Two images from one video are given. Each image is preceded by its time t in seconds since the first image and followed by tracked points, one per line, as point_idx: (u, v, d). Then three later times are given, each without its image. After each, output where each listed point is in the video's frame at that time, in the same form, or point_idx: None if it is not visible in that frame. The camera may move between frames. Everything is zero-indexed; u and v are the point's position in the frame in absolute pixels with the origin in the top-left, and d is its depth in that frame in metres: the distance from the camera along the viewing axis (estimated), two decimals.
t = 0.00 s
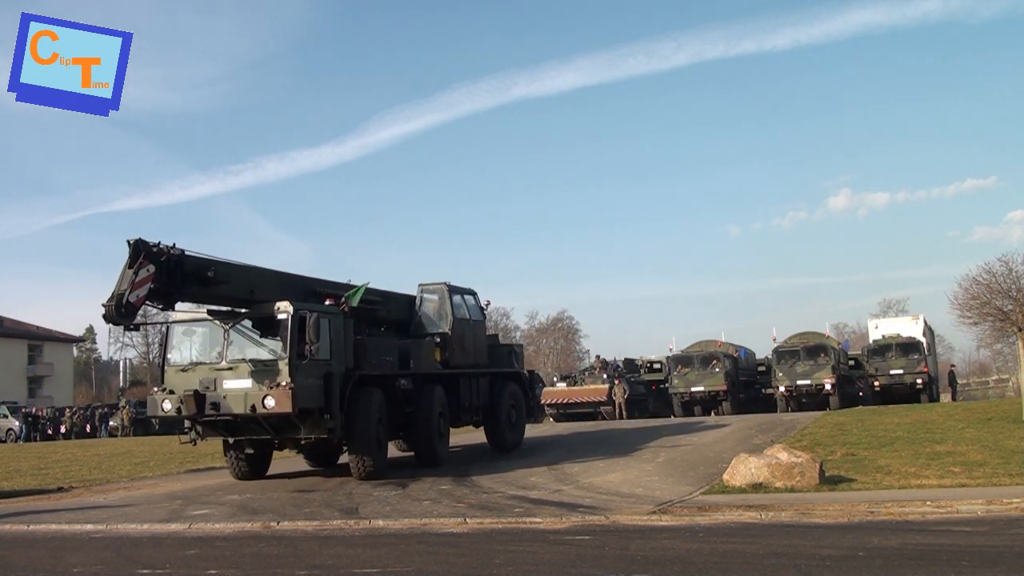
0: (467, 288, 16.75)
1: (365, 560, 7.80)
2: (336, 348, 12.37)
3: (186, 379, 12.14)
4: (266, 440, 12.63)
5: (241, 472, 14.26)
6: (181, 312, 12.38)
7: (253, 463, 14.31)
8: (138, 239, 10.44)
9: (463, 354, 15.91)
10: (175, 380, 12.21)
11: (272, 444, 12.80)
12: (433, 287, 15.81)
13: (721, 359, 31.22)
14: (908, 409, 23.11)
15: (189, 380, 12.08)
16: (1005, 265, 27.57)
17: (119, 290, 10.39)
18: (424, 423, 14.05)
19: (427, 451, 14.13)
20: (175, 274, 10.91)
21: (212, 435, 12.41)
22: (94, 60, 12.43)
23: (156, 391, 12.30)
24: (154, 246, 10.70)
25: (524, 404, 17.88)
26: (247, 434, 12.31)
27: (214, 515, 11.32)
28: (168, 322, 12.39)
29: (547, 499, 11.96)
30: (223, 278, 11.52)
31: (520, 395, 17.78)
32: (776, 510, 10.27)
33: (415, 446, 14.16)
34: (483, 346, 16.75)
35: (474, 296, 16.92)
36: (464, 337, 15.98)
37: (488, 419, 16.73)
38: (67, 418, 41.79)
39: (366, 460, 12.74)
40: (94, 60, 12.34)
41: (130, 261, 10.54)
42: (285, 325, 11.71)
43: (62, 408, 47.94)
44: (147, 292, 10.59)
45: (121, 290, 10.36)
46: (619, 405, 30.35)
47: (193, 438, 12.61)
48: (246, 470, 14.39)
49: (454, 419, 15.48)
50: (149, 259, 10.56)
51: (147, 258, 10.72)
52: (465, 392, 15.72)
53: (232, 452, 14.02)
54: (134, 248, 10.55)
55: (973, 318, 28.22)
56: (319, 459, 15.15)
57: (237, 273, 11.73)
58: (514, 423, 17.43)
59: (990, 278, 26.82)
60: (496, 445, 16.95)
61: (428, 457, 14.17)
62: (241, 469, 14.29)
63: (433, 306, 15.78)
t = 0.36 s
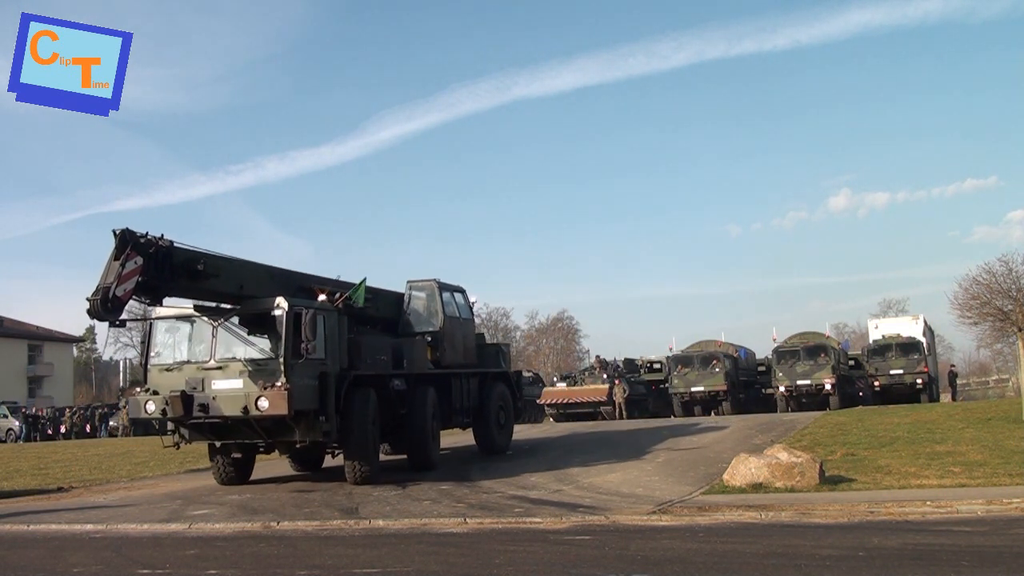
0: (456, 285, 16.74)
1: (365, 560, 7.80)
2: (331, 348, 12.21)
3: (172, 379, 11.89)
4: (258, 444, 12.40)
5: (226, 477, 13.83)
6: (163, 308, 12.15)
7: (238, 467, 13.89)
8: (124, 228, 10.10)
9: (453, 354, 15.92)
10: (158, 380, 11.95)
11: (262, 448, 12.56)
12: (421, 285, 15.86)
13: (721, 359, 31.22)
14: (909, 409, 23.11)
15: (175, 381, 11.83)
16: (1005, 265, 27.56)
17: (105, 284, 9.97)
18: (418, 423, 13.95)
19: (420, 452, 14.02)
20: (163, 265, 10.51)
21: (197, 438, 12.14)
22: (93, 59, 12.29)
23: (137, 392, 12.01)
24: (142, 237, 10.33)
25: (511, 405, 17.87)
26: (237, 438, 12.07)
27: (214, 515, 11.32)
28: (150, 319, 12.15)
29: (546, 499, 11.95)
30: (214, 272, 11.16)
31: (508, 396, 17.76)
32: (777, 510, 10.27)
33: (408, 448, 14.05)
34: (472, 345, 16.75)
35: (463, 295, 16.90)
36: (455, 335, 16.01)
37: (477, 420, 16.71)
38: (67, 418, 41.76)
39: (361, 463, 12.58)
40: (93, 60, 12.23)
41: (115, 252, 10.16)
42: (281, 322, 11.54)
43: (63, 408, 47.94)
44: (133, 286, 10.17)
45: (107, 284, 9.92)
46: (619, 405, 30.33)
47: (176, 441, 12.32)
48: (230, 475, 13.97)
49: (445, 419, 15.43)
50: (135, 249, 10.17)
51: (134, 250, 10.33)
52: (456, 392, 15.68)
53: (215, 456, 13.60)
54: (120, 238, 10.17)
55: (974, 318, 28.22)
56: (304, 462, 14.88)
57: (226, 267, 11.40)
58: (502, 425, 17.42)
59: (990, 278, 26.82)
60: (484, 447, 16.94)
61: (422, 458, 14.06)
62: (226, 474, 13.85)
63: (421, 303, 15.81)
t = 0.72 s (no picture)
0: (448, 283, 16.72)
1: (365, 560, 7.80)
2: (331, 348, 12.15)
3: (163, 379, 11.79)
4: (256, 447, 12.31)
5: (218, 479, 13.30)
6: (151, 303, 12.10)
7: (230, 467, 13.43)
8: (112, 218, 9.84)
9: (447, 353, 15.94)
10: (149, 380, 11.84)
11: (258, 450, 12.45)
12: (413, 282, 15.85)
13: (721, 359, 31.22)
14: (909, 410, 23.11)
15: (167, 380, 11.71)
16: (1005, 265, 27.56)
17: (98, 276, 9.91)
18: (414, 424, 13.93)
19: (417, 453, 13.99)
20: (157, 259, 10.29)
21: (187, 439, 12.01)
22: (92, 58, 11.81)
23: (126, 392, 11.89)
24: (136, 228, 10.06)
25: (502, 406, 17.87)
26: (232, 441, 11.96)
27: (214, 515, 11.32)
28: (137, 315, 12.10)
29: (546, 499, 11.95)
30: (208, 265, 10.97)
31: (499, 397, 17.76)
32: (777, 510, 10.27)
33: (405, 449, 14.01)
34: (463, 345, 16.76)
35: (455, 293, 16.88)
36: (448, 334, 16.03)
37: (470, 422, 16.68)
38: (67, 418, 41.74)
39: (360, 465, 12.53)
40: (93, 60, 11.70)
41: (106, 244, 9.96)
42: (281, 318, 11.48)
43: (62, 408, 47.95)
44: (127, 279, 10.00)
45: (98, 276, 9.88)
46: (619, 405, 30.34)
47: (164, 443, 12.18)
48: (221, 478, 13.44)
49: (439, 420, 15.40)
50: (128, 241, 9.94)
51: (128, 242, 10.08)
52: (450, 392, 15.66)
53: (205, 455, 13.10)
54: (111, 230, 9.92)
55: (974, 318, 28.21)
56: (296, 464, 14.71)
57: (221, 261, 11.20)
58: (494, 427, 17.40)
59: (990, 278, 26.81)
60: (476, 449, 16.91)
61: (419, 459, 14.02)
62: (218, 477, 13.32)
63: (413, 301, 15.80)
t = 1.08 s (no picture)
0: (441, 281, 16.66)
1: (365, 560, 7.80)
2: (334, 346, 11.98)
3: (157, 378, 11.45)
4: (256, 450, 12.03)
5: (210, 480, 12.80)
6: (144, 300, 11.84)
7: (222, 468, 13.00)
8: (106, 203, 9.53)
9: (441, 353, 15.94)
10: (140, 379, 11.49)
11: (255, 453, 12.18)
12: (408, 279, 15.76)
13: (721, 359, 31.22)
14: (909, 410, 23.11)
15: (161, 380, 11.38)
16: (1005, 265, 27.54)
17: (94, 267, 9.49)
18: (415, 423, 13.95)
19: (417, 453, 13.97)
20: (156, 248, 10.01)
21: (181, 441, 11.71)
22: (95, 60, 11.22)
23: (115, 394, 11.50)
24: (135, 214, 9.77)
25: (493, 407, 17.86)
26: (230, 444, 11.69)
27: (214, 515, 11.33)
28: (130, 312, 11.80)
29: (546, 499, 11.95)
30: (207, 257, 10.68)
31: (490, 399, 17.74)
32: (777, 510, 10.27)
33: (405, 449, 14.00)
34: (456, 345, 16.71)
35: (448, 290, 16.83)
36: (442, 333, 16.03)
37: (464, 423, 16.67)
38: (67, 418, 41.74)
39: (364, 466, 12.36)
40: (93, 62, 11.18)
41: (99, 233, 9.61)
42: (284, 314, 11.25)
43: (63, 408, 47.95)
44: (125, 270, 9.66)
45: (96, 267, 9.45)
46: (619, 405, 30.35)
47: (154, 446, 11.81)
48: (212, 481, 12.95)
49: (435, 422, 15.38)
50: (126, 230, 9.64)
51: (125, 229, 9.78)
52: (445, 393, 15.62)
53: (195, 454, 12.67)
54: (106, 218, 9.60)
55: (973, 318, 28.21)
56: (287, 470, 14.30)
57: (218, 253, 10.93)
58: (485, 429, 17.40)
59: (990, 278, 26.82)
60: (469, 452, 16.89)
61: (419, 460, 14.01)
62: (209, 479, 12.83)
63: (406, 297, 15.72)
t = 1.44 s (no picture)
0: (435, 278, 16.66)
1: (365, 560, 7.80)
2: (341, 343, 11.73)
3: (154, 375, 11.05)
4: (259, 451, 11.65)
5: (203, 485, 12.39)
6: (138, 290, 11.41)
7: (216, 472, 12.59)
8: (108, 187, 9.20)
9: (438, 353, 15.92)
10: (137, 377, 11.08)
11: (256, 454, 11.84)
12: (402, 274, 15.78)
13: (721, 359, 31.25)
14: (909, 410, 23.12)
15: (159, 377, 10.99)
16: (1005, 264, 27.54)
17: (98, 254, 9.15)
18: (416, 424, 13.97)
19: (417, 454, 13.98)
20: (159, 235, 9.69)
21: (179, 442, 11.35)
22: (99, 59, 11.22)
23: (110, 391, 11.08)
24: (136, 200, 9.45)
25: (485, 408, 17.84)
26: (233, 444, 11.34)
27: (214, 515, 11.33)
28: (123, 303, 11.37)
29: (546, 499, 11.95)
30: (212, 247, 10.37)
31: (482, 400, 17.73)
32: (777, 510, 10.27)
33: (405, 450, 13.98)
34: (450, 344, 16.68)
35: (442, 288, 16.77)
36: (438, 332, 16.05)
37: (459, 424, 16.66)
38: (67, 418, 41.75)
39: (370, 469, 12.06)
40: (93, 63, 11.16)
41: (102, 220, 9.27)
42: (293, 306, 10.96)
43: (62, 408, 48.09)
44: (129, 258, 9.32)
45: (100, 253, 9.12)
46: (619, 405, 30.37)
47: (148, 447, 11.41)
48: (206, 486, 12.54)
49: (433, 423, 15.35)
50: (129, 215, 9.31)
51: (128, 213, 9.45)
52: (442, 394, 15.59)
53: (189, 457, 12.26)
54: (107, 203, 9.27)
55: (973, 318, 28.22)
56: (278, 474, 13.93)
57: (223, 244, 10.62)
58: (478, 430, 17.39)
59: (990, 278, 26.82)
60: (462, 454, 16.88)
61: (420, 461, 14.00)
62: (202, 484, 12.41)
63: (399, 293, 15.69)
